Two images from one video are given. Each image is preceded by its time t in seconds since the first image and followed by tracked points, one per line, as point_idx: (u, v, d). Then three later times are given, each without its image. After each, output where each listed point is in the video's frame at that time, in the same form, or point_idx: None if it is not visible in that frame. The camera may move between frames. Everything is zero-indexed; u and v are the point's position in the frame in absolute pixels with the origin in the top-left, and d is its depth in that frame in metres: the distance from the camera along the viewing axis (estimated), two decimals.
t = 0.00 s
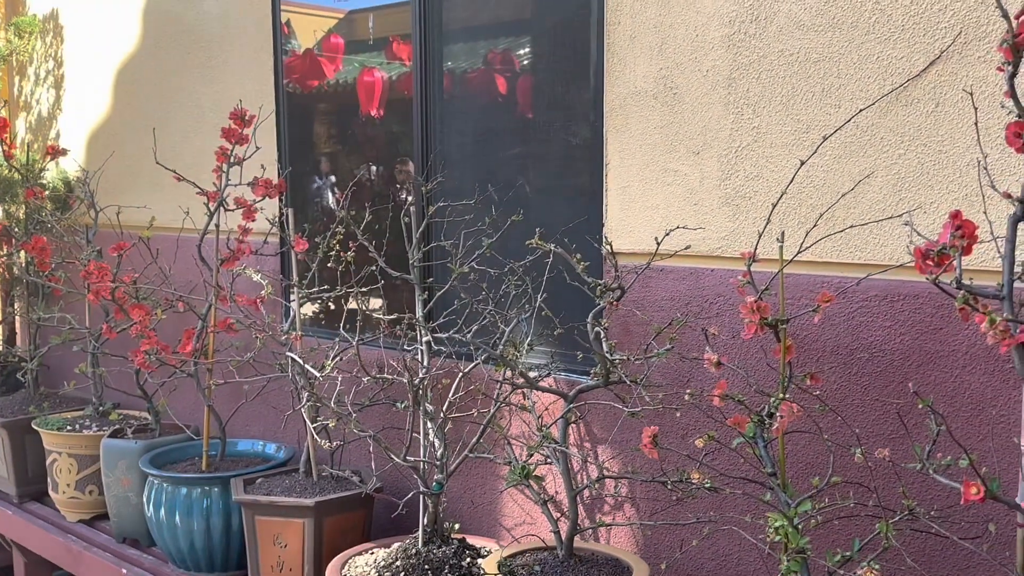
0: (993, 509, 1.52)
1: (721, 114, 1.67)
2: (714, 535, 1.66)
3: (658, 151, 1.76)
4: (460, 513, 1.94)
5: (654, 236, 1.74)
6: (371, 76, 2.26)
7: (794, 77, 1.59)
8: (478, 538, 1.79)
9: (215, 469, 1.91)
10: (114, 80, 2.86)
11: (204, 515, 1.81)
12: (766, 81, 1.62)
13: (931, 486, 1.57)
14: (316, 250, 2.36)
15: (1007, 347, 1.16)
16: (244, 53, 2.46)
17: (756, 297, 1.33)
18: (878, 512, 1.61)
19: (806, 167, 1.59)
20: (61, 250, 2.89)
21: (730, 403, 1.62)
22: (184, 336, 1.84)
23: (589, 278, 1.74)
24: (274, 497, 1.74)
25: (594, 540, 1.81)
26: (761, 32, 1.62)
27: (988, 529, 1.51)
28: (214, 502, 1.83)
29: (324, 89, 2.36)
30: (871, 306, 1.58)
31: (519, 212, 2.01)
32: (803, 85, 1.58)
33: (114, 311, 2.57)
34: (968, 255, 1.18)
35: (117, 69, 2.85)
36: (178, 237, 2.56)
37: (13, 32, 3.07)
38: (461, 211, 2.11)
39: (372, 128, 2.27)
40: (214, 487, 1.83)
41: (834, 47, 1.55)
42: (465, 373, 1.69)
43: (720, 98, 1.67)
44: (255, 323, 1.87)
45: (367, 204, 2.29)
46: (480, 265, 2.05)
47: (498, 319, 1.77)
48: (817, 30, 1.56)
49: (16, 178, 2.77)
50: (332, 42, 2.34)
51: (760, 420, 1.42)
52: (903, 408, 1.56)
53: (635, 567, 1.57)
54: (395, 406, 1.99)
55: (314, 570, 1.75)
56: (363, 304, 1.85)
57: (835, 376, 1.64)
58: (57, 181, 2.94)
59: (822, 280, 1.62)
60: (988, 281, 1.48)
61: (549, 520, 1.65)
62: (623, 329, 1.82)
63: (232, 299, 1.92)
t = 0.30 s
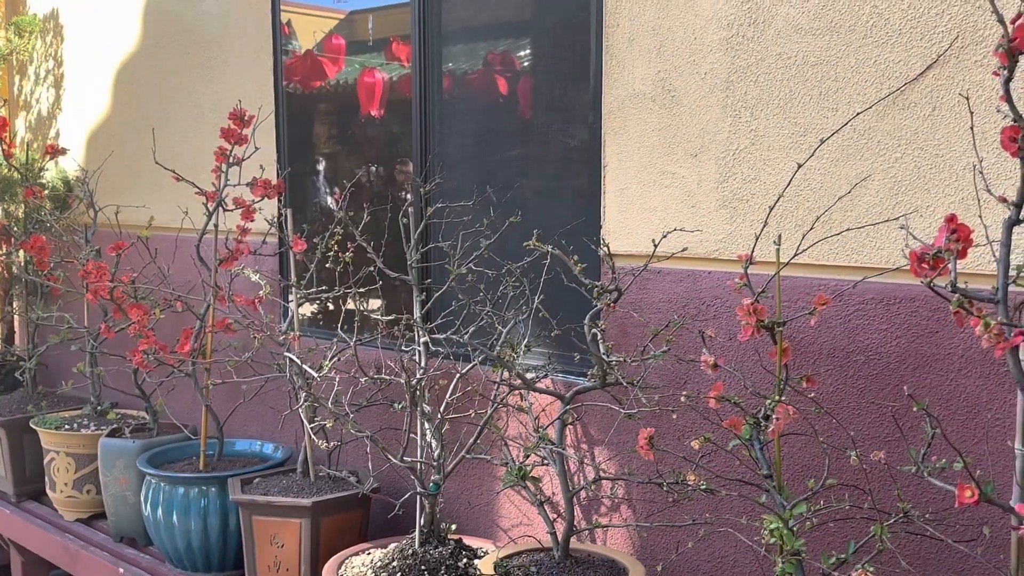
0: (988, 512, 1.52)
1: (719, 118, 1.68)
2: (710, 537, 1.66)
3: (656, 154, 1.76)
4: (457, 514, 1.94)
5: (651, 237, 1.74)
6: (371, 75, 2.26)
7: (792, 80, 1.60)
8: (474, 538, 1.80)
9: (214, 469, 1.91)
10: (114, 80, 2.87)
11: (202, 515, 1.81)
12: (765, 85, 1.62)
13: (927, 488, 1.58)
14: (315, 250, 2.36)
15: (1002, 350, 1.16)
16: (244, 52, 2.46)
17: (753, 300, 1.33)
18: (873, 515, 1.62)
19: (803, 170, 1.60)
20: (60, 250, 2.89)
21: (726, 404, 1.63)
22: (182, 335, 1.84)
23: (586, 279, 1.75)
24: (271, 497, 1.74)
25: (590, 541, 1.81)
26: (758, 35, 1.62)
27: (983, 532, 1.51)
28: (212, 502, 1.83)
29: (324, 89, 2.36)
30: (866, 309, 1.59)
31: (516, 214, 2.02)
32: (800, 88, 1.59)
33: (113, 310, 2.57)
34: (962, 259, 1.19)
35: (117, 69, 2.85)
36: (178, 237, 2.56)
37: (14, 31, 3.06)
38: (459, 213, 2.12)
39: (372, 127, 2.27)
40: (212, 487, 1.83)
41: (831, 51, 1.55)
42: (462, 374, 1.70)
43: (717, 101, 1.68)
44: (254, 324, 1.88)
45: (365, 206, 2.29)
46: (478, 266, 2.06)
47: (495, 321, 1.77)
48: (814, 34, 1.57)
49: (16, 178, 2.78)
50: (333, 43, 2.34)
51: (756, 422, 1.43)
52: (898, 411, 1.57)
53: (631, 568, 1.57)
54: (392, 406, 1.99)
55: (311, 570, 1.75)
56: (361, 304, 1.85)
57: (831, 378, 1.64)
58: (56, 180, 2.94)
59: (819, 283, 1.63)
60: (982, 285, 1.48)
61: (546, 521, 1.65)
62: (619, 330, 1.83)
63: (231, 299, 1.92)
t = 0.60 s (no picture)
0: (831, 433, 2.26)
1: (655, 176, 2.48)
2: (647, 449, 2.45)
3: (618, 199, 2.56)
4: (478, 434, 2.82)
5: (608, 250, 2.57)
6: (422, 148, 3.18)
7: (704, 149, 2.37)
8: (490, 452, 2.66)
9: (319, 404, 2.89)
10: (250, 146, 4.10)
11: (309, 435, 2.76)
12: (688, 153, 2.40)
13: (787, 415, 2.35)
14: (381, 259, 3.30)
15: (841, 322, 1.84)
16: (339, 128, 3.48)
17: (677, 293, 2.11)
18: (754, 433, 2.41)
19: (711, 207, 2.38)
20: (216, 263, 4.13)
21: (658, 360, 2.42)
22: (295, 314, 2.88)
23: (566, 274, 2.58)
24: (354, 423, 2.64)
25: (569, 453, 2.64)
26: (681, 122, 2.41)
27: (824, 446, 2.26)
28: (315, 428, 2.77)
29: (389, 155, 3.30)
30: (749, 295, 2.34)
31: (519, 236, 2.86)
32: (711, 155, 2.35)
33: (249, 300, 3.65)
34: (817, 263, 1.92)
35: (252, 138, 4.07)
36: (291, 251, 3.59)
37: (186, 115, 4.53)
38: (480, 234, 2.98)
39: (423, 179, 3.19)
40: (315, 418, 2.77)
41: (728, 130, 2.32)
42: (482, 342, 2.58)
43: (656, 165, 2.47)
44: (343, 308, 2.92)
45: (417, 229, 3.21)
46: (495, 269, 2.91)
47: (507, 308, 2.64)
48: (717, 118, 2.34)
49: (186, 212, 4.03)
50: (395, 125, 3.27)
51: (680, 372, 2.18)
52: (771, 363, 2.33)
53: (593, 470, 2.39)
54: (433, 364, 2.88)
55: (379, 473, 2.63)
56: (417, 299, 2.82)
57: (725, 344, 2.45)
58: (214, 215, 4.20)
59: (721, 281, 2.39)
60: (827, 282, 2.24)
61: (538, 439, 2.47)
62: (589, 312, 2.63)
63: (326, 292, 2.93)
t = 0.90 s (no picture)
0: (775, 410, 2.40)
1: (632, 196, 2.86)
2: (628, 420, 2.80)
3: (601, 216, 2.97)
4: (489, 407, 3.44)
5: (595, 258, 2.96)
6: (444, 174, 3.84)
7: (673, 175, 2.72)
8: (498, 422, 3.25)
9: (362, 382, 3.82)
10: (309, 174, 4.99)
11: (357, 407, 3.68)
12: (660, 176, 2.76)
13: (739, 392, 2.50)
14: (413, 266, 3.98)
15: (782, 317, 2.03)
16: (379, 159, 4.26)
17: (651, 293, 2.41)
18: (713, 409, 2.59)
19: (679, 224, 2.70)
20: (280, 269, 5.08)
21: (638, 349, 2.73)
22: (345, 310, 3.75)
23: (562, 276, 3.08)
24: (392, 398, 3.36)
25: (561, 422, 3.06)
26: (653, 153, 2.79)
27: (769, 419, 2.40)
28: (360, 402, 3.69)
29: (418, 182, 4.02)
30: (709, 293, 2.58)
31: (524, 246, 3.39)
32: (677, 181, 2.71)
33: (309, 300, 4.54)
34: (765, 269, 2.16)
35: (311, 167, 4.96)
36: (340, 259, 4.53)
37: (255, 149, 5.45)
38: (492, 245, 3.55)
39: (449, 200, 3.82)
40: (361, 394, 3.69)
41: (690, 162, 2.66)
42: (492, 333, 3.18)
43: (634, 187, 2.85)
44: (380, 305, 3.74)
45: (441, 241, 3.87)
46: (505, 272, 3.47)
47: (512, 306, 3.23)
48: (684, 149, 2.69)
49: (256, 230, 5.01)
50: (421, 156, 3.99)
51: (653, 359, 2.44)
52: (729, 350, 2.52)
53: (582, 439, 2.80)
54: (453, 350, 3.54)
55: (411, 437, 3.34)
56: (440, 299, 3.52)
57: (690, 334, 2.64)
58: (278, 231, 5.13)
59: (689, 285, 2.64)
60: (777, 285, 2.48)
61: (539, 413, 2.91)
62: (577, 308, 3.02)
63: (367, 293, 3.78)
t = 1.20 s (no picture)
0: (802, 415, 2.22)
1: (648, 193, 2.71)
2: (646, 427, 2.65)
3: (614, 214, 2.83)
4: (499, 413, 3.31)
5: (611, 259, 2.82)
6: (448, 172, 3.74)
7: (691, 171, 2.57)
8: (509, 430, 3.12)
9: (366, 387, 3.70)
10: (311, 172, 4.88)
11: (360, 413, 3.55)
12: (677, 173, 2.61)
13: (764, 398, 2.32)
14: (420, 267, 3.86)
15: (812, 321, 1.83)
16: (385, 155, 4.14)
17: (670, 296, 2.30)
18: (735, 415, 2.41)
19: (698, 223, 2.54)
20: (282, 269, 4.96)
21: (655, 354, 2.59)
22: (349, 312, 3.63)
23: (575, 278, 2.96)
24: (398, 404, 3.24)
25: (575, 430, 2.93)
26: (671, 148, 2.64)
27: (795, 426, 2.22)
28: (364, 407, 3.56)
29: (423, 180, 3.90)
30: (730, 294, 2.43)
31: (536, 246, 3.26)
32: (695, 178, 2.55)
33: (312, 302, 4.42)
34: (790, 269, 1.99)
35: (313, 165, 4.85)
36: (344, 260, 4.42)
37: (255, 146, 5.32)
38: (502, 244, 3.42)
39: (455, 198, 3.70)
40: (364, 399, 3.56)
41: (709, 158, 2.51)
42: (503, 336, 3.05)
43: (650, 183, 2.70)
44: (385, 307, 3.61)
45: (449, 241, 3.75)
46: (516, 273, 3.34)
47: (524, 308, 3.11)
48: (703, 144, 2.53)
49: (257, 229, 4.89)
50: (425, 154, 3.89)
51: (672, 364, 2.30)
52: (753, 355, 2.35)
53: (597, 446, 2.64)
54: (462, 354, 3.42)
55: (418, 444, 3.22)
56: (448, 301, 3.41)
57: (711, 337, 2.48)
58: (279, 230, 5.02)
59: (708, 285, 2.49)
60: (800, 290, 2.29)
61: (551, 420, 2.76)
62: (592, 310, 2.89)
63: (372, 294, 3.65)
